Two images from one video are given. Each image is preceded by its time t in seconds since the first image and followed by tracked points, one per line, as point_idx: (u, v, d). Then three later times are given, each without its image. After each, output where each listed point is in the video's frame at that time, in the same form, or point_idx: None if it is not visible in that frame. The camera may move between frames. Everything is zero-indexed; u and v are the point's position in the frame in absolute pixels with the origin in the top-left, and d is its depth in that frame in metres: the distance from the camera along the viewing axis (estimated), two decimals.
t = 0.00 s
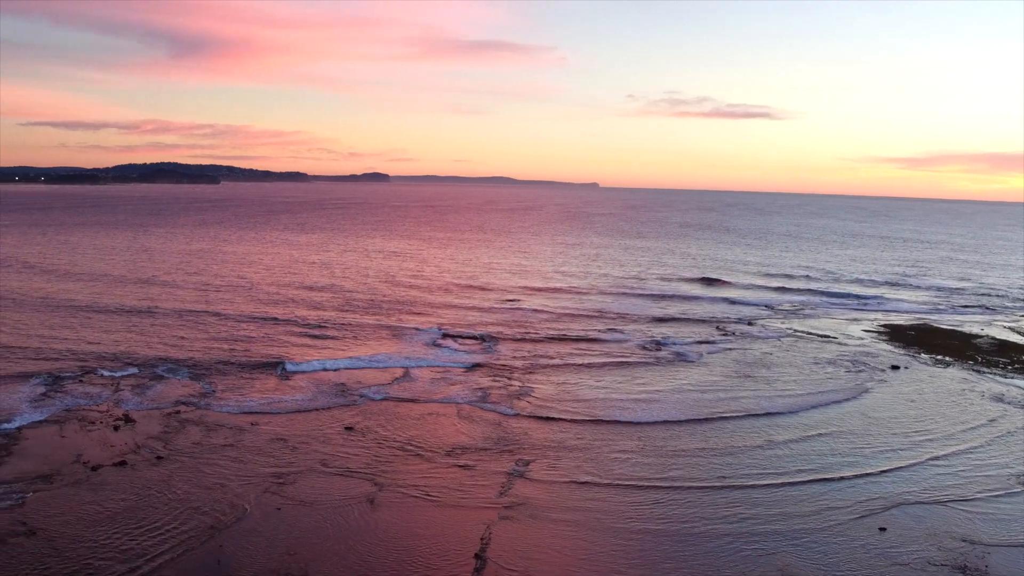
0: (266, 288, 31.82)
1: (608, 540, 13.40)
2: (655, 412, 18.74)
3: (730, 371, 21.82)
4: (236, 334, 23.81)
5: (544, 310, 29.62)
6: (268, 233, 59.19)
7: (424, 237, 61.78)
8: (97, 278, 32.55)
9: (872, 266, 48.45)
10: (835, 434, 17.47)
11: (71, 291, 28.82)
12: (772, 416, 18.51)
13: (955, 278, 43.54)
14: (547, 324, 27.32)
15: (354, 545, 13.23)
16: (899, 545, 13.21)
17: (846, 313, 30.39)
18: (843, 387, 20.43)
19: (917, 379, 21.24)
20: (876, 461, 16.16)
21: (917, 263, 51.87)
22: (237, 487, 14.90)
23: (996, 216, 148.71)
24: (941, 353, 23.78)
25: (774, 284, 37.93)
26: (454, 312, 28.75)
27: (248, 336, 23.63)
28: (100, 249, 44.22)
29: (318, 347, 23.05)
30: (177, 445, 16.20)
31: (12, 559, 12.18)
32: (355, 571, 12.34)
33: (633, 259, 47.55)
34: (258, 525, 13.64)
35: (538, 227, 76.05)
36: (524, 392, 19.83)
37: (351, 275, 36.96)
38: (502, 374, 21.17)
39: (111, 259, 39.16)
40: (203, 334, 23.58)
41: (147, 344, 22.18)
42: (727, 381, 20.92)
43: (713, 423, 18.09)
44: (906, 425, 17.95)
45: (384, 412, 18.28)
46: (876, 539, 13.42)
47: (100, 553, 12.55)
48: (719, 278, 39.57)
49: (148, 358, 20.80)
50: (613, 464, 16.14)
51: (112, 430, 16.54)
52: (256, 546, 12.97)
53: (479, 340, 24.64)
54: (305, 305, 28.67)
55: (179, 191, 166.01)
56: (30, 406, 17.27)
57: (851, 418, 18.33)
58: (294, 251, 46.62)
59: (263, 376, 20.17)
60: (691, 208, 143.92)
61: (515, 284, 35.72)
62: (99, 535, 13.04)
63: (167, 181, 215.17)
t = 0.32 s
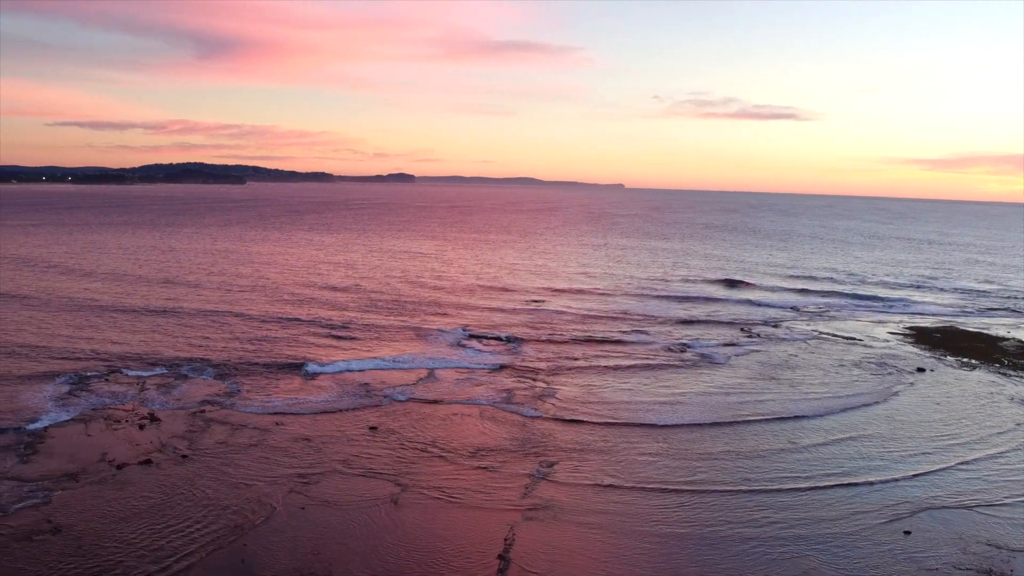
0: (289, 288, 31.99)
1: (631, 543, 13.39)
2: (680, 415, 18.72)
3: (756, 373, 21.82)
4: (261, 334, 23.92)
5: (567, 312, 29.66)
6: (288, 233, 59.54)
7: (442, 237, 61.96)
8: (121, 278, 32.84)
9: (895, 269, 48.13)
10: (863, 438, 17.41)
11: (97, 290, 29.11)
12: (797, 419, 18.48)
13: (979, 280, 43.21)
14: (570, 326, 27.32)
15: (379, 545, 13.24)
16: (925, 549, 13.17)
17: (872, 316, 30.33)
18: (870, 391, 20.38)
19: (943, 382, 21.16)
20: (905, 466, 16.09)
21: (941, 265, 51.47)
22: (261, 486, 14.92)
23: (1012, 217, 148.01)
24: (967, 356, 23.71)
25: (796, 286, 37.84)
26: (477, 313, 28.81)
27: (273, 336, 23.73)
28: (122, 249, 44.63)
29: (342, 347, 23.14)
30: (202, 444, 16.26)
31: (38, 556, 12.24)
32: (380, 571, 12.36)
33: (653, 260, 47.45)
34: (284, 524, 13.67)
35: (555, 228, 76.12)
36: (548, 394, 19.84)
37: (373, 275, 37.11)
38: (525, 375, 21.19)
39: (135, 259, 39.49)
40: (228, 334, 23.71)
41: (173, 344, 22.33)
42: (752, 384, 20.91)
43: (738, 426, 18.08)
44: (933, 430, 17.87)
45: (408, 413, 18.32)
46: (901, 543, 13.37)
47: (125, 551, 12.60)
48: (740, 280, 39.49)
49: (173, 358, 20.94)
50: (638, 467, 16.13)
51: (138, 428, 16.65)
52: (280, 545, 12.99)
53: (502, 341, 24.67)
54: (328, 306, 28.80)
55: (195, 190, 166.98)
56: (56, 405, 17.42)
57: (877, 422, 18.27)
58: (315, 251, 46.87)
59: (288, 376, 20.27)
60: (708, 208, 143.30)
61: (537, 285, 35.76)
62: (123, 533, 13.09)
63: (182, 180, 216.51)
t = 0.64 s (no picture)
0: (312, 288, 32.10)
1: (655, 545, 13.38)
2: (705, 417, 18.71)
3: (781, 375, 21.81)
4: (284, 335, 24.00)
5: (589, 313, 29.67)
6: (307, 233, 59.81)
7: (460, 238, 62.06)
8: (144, 278, 33.11)
9: (919, 271, 47.82)
10: (889, 442, 17.35)
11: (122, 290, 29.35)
12: (822, 422, 18.43)
13: (1006, 283, 42.82)
14: (592, 327, 27.32)
15: (402, 545, 13.25)
16: (949, 553, 13.12)
17: (898, 318, 30.20)
18: (896, 394, 20.31)
19: (971, 385, 21.06)
20: (933, 470, 16.03)
21: (965, 267, 50.97)
22: (285, 486, 14.97)
23: None
24: (993, 360, 23.59)
25: (819, 288, 37.71)
26: (500, 314, 28.86)
27: (296, 337, 23.81)
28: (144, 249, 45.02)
29: (367, 348, 23.21)
30: (226, 444, 16.32)
31: (63, 554, 12.30)
32: (402, 572, 12.37)
33: (674, 262, 47.33)
34: (307, 523, 13.70)
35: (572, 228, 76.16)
36: (571, 395, 19.83)
37: (395, 276, 37.19)
38: (549, 377, 21.19)
39: (157, 259, 39.80)
40: (253, 334, 23.82)
41: (198, 343, 22.46)
42: (776, 386, 20.88)
43: (762, 429, 18.06)
44: (960, 434, 17.78)
45: (432, 414, 18.36)
46: (926, 547, 13.33)
47: (147, 549, 12.64)
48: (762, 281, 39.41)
49: (198, 357, 21.07)
50: (662, 470, 16.10)
51: (162, 427, 16.75)
52: (302, 545, 13.02)
53: (525, 342, 24.66)
54: (352, 307, 28.91)
55: (218, 190, 168.61)
56: (81, 403, 17.55)
57: (903, 426, 18.21)
58: (336, 251, 47.06)
59: (312, 376, 20.35)
60: (725, 209, 142.67)
61: (558, 286, 35.76)
62: (147, 532, 13.13)
63: (195, 181, 217.54)
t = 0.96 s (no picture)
0: (333, 289, 32.21)
1: (679, 548, 13.36)
2: (729, 420, 18.68)
3: (806, 377, 21.78)
4: (308, 335, 24.08)
5: (610, 314, 29.68)
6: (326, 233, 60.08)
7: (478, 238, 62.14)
8: (168, 278, 33.35)
9: (943, 273, 47.52)
10: (916, 446, 17.29)
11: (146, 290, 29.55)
12: (847, 425, 18.38)
13: None
14: (615, 328, 27.31)
15: (424, 546, 13.25)
16: (974, 558, 13.06)
17: (922, 320, 30.08)
18: (922, 397, 20.24)
19: (998, 389, 20.94)
20: (961, 475, 15.96)
21: (993, 270, 50.46)
22: (308, 486, 14.99)
23: None
24: (1018, 363, 23.48)
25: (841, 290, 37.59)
26: (522, 315, 28.89)
27: (320, 338, 23.88)
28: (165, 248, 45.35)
29: (390, 348, 23.26)
30: (250, 444, 16.36)
31: (88, 553, 12.35)
32: (426, 572, 12.37)
33: (696, 264, 47.20)
34: (331, 523, 13.72)
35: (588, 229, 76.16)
36: (594, 398, 19.81)
37: (416, 276, 37.30)
38: (571, 379, 21.17)
39: (179, 259, 40.08)
40: (277, 335, 23.90)
41: (222, 344, 22.55)
42: (800, 389, 20.84)
43: (785, 432, 18.01)
44: (988, 438, 17.69)
45: (456, 415, 18.36)
46: (951, 552, 13.28)
47: (170, 548, 12.66)
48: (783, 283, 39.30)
49: (223, 357, 21.17)
50: (686, 473, 16.07)
51: (187, 426, 16.81)
52: (325, 545, 13.02)
53: (547, 343, 24.67)
54: (376, 308, 29.00)
55: (233, 189, 169.92)
56: (106, 403, 17.66)
57: (930, 430, 18.13)
58: (356, 251, 47.23)
59: (336, 376, 20.39)
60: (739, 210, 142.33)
61: (579, 287, 35.75)
62: (170, 531, 13.17)
63: (210, 180, 218.75)
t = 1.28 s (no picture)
0: (356, 289, 32.29)
1: (705, 551, 13.33)
2: (754, 423, 18.65)
3: (833, 380, 21.71)
4: (332, 336, 24.12)
5: (632, 315, 29.66)
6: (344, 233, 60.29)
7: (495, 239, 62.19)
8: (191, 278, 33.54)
9: (967, 275, 47.07)
10: (944, 450, 17.22)
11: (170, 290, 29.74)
12: (873, 429, 18.32)
13: None
14: (638, 330, 27.27)
15: (449, 546, 13.25)
16: (1003, 564, 12.99)
17: (948, 323, 29.89)
18: (949, 401, 20.14)
19: None
20: (991, 480, 15.87)
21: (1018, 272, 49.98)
22: (333, 486, 15.02)
23: None
24: None
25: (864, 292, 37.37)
26: (545, 316, 28.90)
27: (345, 338, 23.93)
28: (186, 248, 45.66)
29: (415, 349, 23.30)
30: (275, 444, 16.38)
31: (114, 551, 12.40)
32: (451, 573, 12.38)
33: (718, 265, 46.98)
34: (356, 523, 13.73)
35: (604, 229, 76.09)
36: (619, 400, 19.77)
37: (437, 277, 37.38)
38: (595, 380, 21.13)
39: (202, 259, 40.31)
40: (302, 335, 23.97)
41: (246, 344, 22.65)
42: (825, 391, 20.78)
43: (810, 435, 17.96)
44: (1018, 442, 17.58)
45: (481, 416, 18.36)
46: (978, 557, 13.22)
47: (195, 547, 12.70)
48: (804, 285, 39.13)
49: (248, 358, 21.26)
50: (712, 477, 16.03)
51: (212, 426, 16.87)
52: (350, 545, 13.03)
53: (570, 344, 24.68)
54: (399, 309, 29.06)
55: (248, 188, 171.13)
56: (132, 403, 17.76)
57: (957, 434, 18.04)
58: (376, 252, 47.36)
59: (360, 377, 20.44)
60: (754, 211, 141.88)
61: (600, 288, 35.71)
62: (195, 530, 13.21)
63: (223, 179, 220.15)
